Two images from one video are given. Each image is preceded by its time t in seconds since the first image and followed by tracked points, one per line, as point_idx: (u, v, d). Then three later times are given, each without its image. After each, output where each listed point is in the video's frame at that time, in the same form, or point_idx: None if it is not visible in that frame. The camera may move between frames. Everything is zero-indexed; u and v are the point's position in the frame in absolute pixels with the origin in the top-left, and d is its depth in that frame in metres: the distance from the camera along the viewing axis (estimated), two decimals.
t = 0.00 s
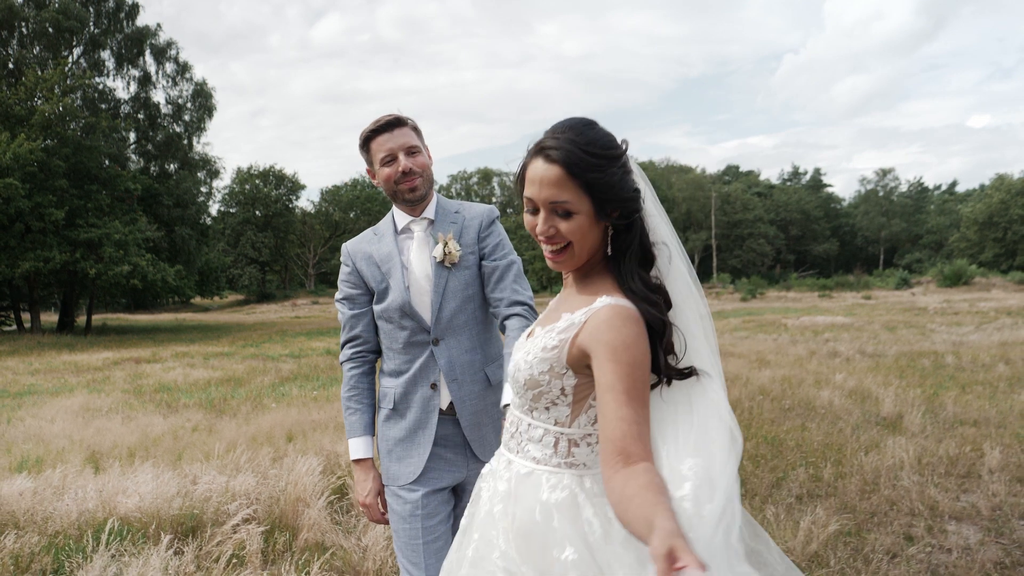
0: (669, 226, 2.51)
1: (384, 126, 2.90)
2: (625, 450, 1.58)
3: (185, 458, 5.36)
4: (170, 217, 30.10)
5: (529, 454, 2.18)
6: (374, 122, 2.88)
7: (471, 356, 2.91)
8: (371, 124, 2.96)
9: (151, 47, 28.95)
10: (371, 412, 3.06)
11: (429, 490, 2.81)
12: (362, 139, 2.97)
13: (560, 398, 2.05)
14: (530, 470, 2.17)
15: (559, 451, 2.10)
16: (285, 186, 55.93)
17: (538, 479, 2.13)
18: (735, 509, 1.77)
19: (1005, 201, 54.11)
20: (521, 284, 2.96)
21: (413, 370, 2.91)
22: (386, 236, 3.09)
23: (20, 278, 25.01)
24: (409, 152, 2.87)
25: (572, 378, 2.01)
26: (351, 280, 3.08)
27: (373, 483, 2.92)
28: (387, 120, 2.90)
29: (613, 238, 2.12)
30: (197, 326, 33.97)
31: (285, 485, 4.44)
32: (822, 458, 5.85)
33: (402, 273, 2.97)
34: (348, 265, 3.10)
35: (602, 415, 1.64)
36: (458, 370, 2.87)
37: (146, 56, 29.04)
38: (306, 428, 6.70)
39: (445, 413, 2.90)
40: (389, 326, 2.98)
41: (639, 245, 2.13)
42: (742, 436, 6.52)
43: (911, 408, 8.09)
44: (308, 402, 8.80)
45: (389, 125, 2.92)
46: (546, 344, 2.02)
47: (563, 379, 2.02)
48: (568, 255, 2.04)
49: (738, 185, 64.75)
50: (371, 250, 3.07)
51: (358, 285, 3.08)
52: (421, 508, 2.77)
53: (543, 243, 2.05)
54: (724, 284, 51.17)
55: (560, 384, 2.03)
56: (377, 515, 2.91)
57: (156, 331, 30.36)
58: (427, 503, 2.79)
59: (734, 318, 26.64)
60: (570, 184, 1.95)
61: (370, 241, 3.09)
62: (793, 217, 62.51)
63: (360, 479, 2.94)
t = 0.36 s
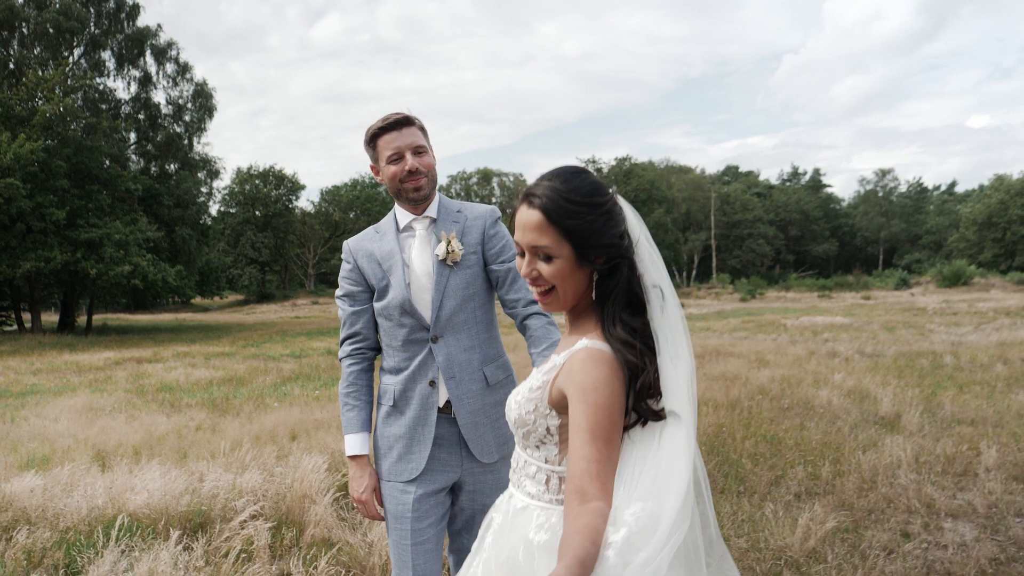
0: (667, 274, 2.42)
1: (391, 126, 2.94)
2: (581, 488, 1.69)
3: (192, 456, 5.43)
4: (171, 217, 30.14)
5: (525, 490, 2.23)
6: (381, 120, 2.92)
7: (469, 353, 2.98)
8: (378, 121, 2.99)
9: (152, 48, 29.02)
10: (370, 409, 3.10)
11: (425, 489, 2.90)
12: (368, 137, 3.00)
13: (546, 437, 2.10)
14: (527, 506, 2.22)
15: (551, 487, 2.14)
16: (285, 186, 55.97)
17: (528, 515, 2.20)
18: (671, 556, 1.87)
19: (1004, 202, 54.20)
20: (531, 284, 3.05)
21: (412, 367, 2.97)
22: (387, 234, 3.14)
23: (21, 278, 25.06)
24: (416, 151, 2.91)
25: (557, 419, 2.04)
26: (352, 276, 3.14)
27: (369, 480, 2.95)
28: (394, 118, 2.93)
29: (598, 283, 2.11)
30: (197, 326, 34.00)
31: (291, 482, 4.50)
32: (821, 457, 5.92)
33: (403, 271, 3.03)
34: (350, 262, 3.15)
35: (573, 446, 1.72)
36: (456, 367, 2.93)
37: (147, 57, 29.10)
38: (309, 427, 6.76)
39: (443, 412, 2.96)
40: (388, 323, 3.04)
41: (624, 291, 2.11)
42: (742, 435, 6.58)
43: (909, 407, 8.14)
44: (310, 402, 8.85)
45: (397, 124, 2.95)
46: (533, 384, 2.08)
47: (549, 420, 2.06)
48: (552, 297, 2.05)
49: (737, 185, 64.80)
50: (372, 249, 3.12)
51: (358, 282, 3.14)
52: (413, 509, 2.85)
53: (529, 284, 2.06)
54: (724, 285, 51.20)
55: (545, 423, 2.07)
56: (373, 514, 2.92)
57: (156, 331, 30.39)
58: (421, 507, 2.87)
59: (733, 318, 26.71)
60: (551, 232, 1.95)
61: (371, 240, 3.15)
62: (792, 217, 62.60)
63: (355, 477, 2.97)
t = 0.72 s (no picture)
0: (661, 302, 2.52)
1: (399, 130, 2.97)
2: (570, 520, 1.77)
3: (198, 455, 5.50)
4: (171, 218, 30.20)
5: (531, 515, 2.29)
6: (387, 124, 2.95)
7: (468, 353, 3.04)
8: (384, 123, 3.01)
9: (153, 49, 29.10)
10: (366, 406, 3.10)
11: (425, 488, 2.97)
12: (373, 138, 3.03)
13: (548, 465, 2.17)
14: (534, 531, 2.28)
15: (553, 513, 2.23)
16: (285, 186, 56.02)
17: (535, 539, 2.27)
18: None
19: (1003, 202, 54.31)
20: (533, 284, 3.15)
21: (411, 366, 3.03)
22: (387, 235, 3.20)
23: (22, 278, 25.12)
24: (421, 156, 2.96)
25: (555, 448, 2.11)
26: (353, 275, 3.20)
27: (360, 475, 2.76)
28: (402, 122, 2.96)
29: (596, 314, 2.19)
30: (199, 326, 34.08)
31: (298, 480, 4.58)
32: (820, 455, 5.99)
33: (402, 271, 3.08)
34: (351, 261, 3.21)
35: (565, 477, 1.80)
36: (453, 367, 2.99)
37: (147, 57, 29.17)
38: (313, 426, 6.82)
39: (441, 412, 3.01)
40: (387, 323, 3.10)
41: (620, 322, 2.19)
42: (741, 434, 6.64)
43: (908, 407, 8.21)
44: (312, 402, 8.91)
45: (404, 127, 2.98)
46: (534, 416, 2.14)
47: (549, 448, 2.12)
48: (550, 328, 2.14)
49: (737, 186, 64.87)
50: (373, 248, 3.17)
51: (359, 281, 3.20)
52: (413, 508, 2.95)
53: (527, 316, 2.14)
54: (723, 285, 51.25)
55: (545, 453, 2.14)
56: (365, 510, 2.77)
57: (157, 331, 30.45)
58: (420, 505, 2.97)
59: (734, 318, 26.76)
60: (549, 266, 2.03)
61: (372, 240, 3.20)
62: (792, 217, 62.72)
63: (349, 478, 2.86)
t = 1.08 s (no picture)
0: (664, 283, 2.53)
1: (401, 138, 3.00)
2: (585, 481, 1.83)
3: (203, 454, 5.55)
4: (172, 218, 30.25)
5: (538, 485, 2.33)
6: (389, 133, 2.98)
7: (472, 355, 3.08)
8: (386, 130, 3.04)
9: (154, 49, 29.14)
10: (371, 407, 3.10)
11: (430, 488, 3.02)
12: (374, 145, 3.06)
13: (554, 436, 2.20)
14: (539, 498, 2.34)
15: (561, 481, 2.26)
16: (285, 187, 56.04)
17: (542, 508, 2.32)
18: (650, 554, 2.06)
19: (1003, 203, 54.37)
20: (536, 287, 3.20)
21: (416, 369, 3.07)
22: (389, 240, 3.24)
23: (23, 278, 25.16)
24: (424, 165, 3.00)
25: (562, 418, 2.16)
26: (355, 280, 3.23)
27: (361, 477, 2.78)
28: (405, 131, 2.99)
29: (597, 289, 2.21)
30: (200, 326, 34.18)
31: (305, 478, 4.63)
32: (819, 454, 6.04)
33: (406, 276, 3.13)
34: (353, 267, 3.24)
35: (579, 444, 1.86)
36: (458, 370, 3.04)
37: (148, 58, 29.20)
38: (316, 426, 6.87)
39: (445, 414, 3.05)
40: (390, 327, 3.14)
41: (622, 297, 2.22)
42: (741, 434, 6.68)
43: (906, 407, 8.25)
44: (315, 401, 8.96)
45: (406, 135, 3.01)
46: (540, 386, 2.20)
47: (555, 419, 2.18)
48: (555, 303, 2.17)
49: (737, 186, 64.94)
50: (376, 253, 3.21)
51: (361, 286, 3.23)
52: (420, 506, 3.01)
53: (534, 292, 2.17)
54: (723, 285, 51.31)
55: (551, 422, 2.19)
56: (368, 511, 2.76)
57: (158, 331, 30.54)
58: (428, 503, 3.02)
59: (734, 318, 26.81)
60: (553, 243, 2.07)
61: (374, 245, 3.24)
62: (792, 218, 62.82)
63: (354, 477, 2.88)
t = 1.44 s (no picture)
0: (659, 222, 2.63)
1: (397, 143, 3.04)
2: (620, 384, 1.71)
3: (206, 453, 5.58)
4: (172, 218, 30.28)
5: (542, 422, 2.40)
6: (386, 139, 3.01)
7: (472, 355, 3.12)
8: (382, 136, 3.08)
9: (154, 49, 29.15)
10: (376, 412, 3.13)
11: (435, 488, 3.06)
12: (371, 150, 3.09)
13: (560, 367, 2.29)
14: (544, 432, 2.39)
15: (569, 416, 2.32)
16: (284, 186, 55.99)
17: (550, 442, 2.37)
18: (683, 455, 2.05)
19: (1002, 203, 54.41)
20: (534, 287, 3.24)
21: (418, 372, 3.11)
22: (389, 245, 3.27)
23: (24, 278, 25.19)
24: (421, 169, 3.05)
25: (568, 348, 2.24)
26: (356, 286, 3.26)
27: (369, 481, 2.83)
28: (400, 136, 3.02)
29: (594, 225, 2.30)
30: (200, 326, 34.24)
31: (308, 477, 4.68)
32: (818, 454, 6.08)
33: (406, 279, 3.17)
34: (354, 273, 3.27)
35: (603, 353, 1.83)
36: (460, 370, 3.07)
37: (148, 58, 29.21)
38: (317, 426, 6.89)
39: (448, 416, 3.09)
40: (392, 330, 3.17)
41: (618, 234, 2.29)
42: (740, 434, 6.72)
43: (905, 407, 8.29)
44: (316, 401, 9.00)
45: (401, 141, 3.05)
46: (544, 319, 2.25)
47: (561, 350, 2.25)
48: (553, 238, 2.25)
49: (736, 186, 65.02)
50: (376, 259, 3.25)
51: (363, 292, 3.27)
52: (425, 508, 3.05)
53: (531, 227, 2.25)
54: (722, 285, 51.36)
55: (558, 354, 2.26)
56: (378, 515, 2.80)
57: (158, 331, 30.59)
58: (433, 503, 3.06)
59: (733, 318, 26.85)
60: (550, 178, 2.13)
61: (374, 250, 3.28)
62: (791, 218, 62.91)
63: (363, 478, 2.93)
